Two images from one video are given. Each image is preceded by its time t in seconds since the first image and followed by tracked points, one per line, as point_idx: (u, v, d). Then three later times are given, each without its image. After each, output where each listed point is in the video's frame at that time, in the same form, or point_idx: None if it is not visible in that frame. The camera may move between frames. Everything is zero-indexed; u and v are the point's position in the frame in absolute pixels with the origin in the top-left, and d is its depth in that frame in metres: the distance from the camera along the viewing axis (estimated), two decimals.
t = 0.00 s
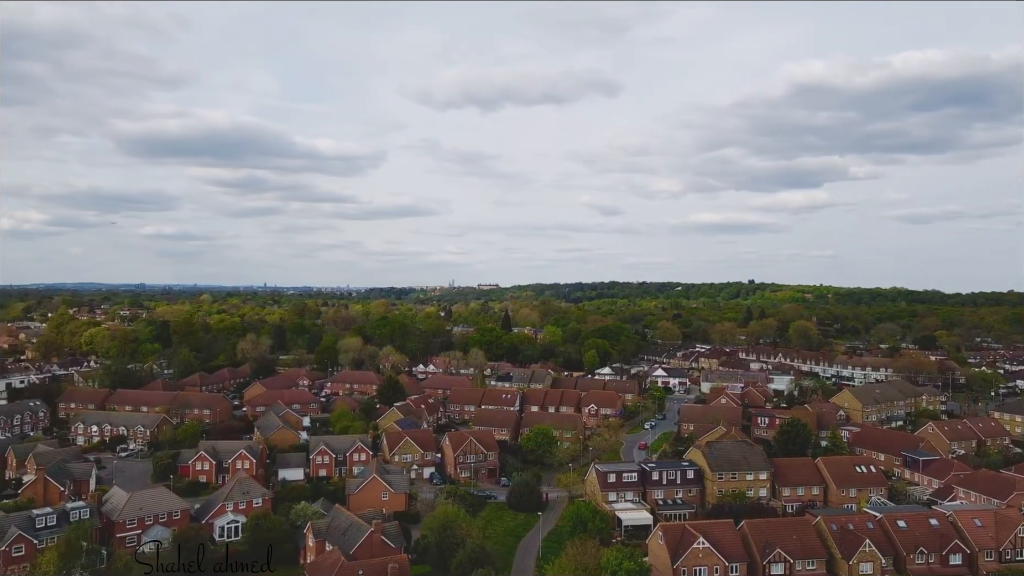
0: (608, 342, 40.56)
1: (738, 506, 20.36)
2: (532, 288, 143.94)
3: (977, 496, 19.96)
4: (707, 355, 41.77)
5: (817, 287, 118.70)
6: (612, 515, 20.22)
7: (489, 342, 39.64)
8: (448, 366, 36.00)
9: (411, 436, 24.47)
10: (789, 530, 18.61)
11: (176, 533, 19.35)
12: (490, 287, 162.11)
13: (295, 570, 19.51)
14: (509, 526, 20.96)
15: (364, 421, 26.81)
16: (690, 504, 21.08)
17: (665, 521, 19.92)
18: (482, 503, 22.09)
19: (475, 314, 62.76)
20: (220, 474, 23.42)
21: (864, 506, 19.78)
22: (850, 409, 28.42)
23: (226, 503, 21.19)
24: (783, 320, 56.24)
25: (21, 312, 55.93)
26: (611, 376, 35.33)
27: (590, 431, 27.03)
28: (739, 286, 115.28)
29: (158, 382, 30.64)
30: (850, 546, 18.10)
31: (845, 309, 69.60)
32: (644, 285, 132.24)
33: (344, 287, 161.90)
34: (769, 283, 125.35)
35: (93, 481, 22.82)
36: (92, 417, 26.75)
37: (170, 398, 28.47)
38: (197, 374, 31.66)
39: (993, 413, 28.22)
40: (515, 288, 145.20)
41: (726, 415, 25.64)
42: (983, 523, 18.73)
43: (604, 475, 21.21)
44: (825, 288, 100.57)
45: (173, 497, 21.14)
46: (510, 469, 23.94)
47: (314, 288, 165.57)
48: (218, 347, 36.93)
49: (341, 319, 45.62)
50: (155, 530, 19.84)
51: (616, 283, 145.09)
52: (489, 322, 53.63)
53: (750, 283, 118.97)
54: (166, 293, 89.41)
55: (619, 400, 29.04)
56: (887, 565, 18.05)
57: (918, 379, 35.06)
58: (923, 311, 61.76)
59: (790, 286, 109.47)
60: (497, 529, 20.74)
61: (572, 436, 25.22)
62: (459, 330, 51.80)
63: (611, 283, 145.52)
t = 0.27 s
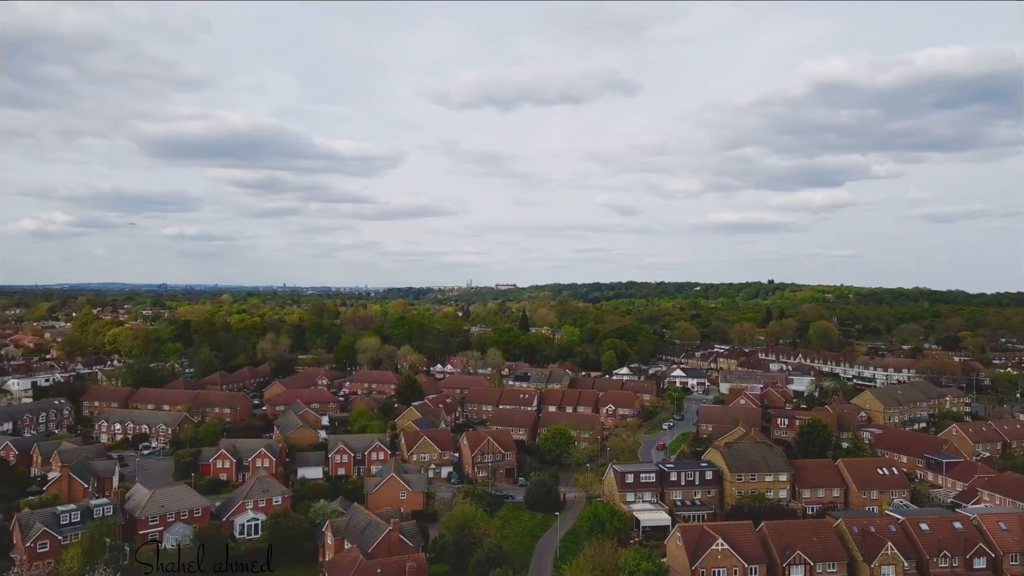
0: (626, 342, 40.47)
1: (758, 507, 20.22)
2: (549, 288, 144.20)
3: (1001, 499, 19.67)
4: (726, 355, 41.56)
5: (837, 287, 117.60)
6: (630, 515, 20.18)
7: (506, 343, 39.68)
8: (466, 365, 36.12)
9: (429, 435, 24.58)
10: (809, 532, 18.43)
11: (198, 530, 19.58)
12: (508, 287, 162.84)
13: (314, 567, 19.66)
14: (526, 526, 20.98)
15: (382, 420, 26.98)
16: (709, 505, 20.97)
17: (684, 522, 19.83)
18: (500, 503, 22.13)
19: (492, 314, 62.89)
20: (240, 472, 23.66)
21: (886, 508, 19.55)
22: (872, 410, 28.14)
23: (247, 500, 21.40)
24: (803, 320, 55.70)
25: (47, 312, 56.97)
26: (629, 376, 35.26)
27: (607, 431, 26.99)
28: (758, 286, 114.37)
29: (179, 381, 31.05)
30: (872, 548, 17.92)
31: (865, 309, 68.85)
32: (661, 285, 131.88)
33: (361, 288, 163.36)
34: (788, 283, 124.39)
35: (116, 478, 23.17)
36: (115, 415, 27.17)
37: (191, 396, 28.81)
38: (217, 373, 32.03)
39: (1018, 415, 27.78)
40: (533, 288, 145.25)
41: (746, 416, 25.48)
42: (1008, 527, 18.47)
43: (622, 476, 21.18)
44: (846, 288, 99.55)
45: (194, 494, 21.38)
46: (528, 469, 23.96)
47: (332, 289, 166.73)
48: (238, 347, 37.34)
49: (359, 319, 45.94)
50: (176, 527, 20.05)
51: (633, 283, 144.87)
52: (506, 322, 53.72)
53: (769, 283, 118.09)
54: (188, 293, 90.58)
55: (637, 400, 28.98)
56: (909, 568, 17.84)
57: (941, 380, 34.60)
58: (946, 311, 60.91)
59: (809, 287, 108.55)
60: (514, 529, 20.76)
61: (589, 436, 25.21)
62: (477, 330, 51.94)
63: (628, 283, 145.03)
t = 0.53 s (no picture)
0: (642, 342, 40.35)
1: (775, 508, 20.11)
2: (565, 287, 144.17)
3: None
4: (743, 356, 41.33)
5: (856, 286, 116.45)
6: (646, 516, 20.14)
7: (522, 343, 39.71)
8: (482, 365, 36.21)
9: (445, 435, 24.68)
10: (827, 534, 18.28)
11: (216, 528, 19.78)
12: (523, 287, 163.26)
13: (331, 565, 19.78)
14: (542, 526, 21.00)
15: (398, 420, 27.12)
16: (726, 506, 20.87)
17: (700, 523, 19.75)
18: (515, 503, 22.17)
19: (508, 313, 62.95)
20: (258, 471, 23.87)
21: (906, 511, 19.35)
22: (892, 412, 27.86)
23: (265, 499, 21.58)
24: (822, 320, 55.19)
25: (69, 312, 57.87)
26: (645, 376, 35.17)
27: (623, 431, 26.96)
28: (776, 285, 113.44)
29: (198, 379, 31.38)
30: (891, 551, 17.74)
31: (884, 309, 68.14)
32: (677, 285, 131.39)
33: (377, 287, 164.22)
34: (806, 283, 123.42)
35: (136, 476, 23.46)
36: (135, 414, 27.54)
37: (210, 395, 29.09)
38: (235, 373, 32.34)
39: None
40: (549, 287, 145.14)
41: (763, 416, 25.35)
42: None
43: (638, 476, 21.14)
44: (864, 287, 98.64)
45: (212, 492, 21.61)
46: (543, 469, 23.98)
47: (348, 288, 167.91)
48: (256, 346, 37.68)
49: (376, 318, 46.17)
50: (195, 525, 20.30)
51: (649, 283, 144.57)
52: (522, 322, 53.75)
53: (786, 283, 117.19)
54: (206, 293, 91.60)
55: (653, 400, 28.91)
56: (930, 571, 17.63)
57: (963, 381, 34.16)
58: (968, 311, 60.08)
59: (827, 287, 107.61)
60: (530, 529, 20.78)
61: (606, 436, 25.19)
62: (492, 330, 52.00)
63: (645, 283, 144.49)
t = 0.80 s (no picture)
0: (658, 342, 40.24)
1: (793, 510, 19.97)
2: (580, 287, 144.11)
3: None
4: (760, 356, 41.08)
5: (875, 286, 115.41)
6: (662, 517, 20.07)
7: (538, 343, 39.73)
8: (498, 365, 36.29)
9: (461, 434, 24.76)
10: (846, 536, 18.10)
11: (234, 527, 19.96)
12: (539, 287, 163.46)
13: (348, 564, 19.90)
14: (558, 526, 21.01)
15: (414, 419, 27.26)
16: (743, 508, 20.76)
17: (717, 524, 19.65)
18: (531, 503, 22.19)
19: (524, 314, 63.02)
20: (276, 469, 24.07)
21: (927, 513, 19.13)
22: (912, 413, 27.57)
23: (282, 497, 21.74)
24: (840, 321, 54.67)
25: (90, 312, 58.71)
26: (661, 377, 35.07)
27: (639, 432, 26.90)
28: (797, 285, 112.49)
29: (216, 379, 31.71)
30: (911, 554, 17.56)
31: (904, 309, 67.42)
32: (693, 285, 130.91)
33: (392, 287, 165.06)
34: (824, 283, 122.52)
35: (156, 474, 23.75)
36: (155, 412, 27.89)
37: (228, 394, 29.37)
38: (253, 372, 32.64)
39: None
40: (564, 287, 144.86)
41: (781, 417, 25.20)
42: None
43: (654, 477, 21.08)
44: (883, 288, 97.75)
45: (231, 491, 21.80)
46: (559, 470, 23.99)
47: (364, 288, 169.07)
48: (274, 346, 38.02)
49: (392, 318, 46.41)
50: (213, 523, 20.53)
51: (666, 283, 144.18)
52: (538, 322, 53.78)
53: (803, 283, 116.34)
54: (225, 293, 92.56)
55: (669, 401, 28.82)
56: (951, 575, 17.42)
57: (985, 382, 33.72)
58: (990, 312, 59.27)
59: (846, 287, 106.69)
60: (546, 529, 20.77)
61: (622, 437, 25.16)
62: (508, 330, 52.06)
63: (661, 283, 144.00)
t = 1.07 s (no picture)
0: (675, 343, 40.11)
1: (812, 512, 19.83)
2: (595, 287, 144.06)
3: None
4: (778, 357, 40.82)
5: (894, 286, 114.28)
6: (679, 519, 19.99)
7: (554, 343, 39.75)
8: (514, 365, 36.35)
9: (477, 434, 24.82)
10: (865, 539, 17.92)
11: (252, 524, 20.11)
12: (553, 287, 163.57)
13: (364, 562, 20.02)
14: (574, 526, 20.99)
15: (430, 419, 27.37)
16: (761, 509, 20.64)
17: (735, 525, 19.54)
18: (547, 503, 22.19)
19: (540, 313, 63.13)
20: (293, 468, 24.25)
21: (948, 516, 18.92)
22: (933, 415, 27.27)
23: (300, 496, 21.91)
24: (859, 321, 54.17)
25: (111, 312, 59.52)
26: (678, 377, 34.96)
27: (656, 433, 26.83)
28: (815, 286, 111.60)
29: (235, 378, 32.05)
30: (932, 557, 17.36)
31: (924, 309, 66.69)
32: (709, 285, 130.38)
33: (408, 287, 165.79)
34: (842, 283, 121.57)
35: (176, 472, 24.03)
36: (174, 411, 28.24)
37: (246, 393, 29.66)
38: (271, 371, 32.95)
39: None
40: (583, 287, 145.06)
41: (799, 418, 25.04)
42: None
43: (671, 478, 21.01)
44: (903, 288, 96.80)
45: (249, 489, 21.98)
46: (575, 470, 23.99)
47: (379, 288, 170.09)
48: (291, 346, 38.36)
49: (408, 318, 46.65)
50: (232, 521, 20.71)
51: (682, 283, 143.77)
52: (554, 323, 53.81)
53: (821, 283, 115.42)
54: (243, 293, 93.49)
55: (686, 401, 28.72)
56: None
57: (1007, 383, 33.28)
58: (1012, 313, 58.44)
59: (864, 287, 105.73)
60: (562, 529, 20.77)
61: (638, 437, 25.11)
62: (524, 330, 52.12)
63: (676, 283, 143.54)
